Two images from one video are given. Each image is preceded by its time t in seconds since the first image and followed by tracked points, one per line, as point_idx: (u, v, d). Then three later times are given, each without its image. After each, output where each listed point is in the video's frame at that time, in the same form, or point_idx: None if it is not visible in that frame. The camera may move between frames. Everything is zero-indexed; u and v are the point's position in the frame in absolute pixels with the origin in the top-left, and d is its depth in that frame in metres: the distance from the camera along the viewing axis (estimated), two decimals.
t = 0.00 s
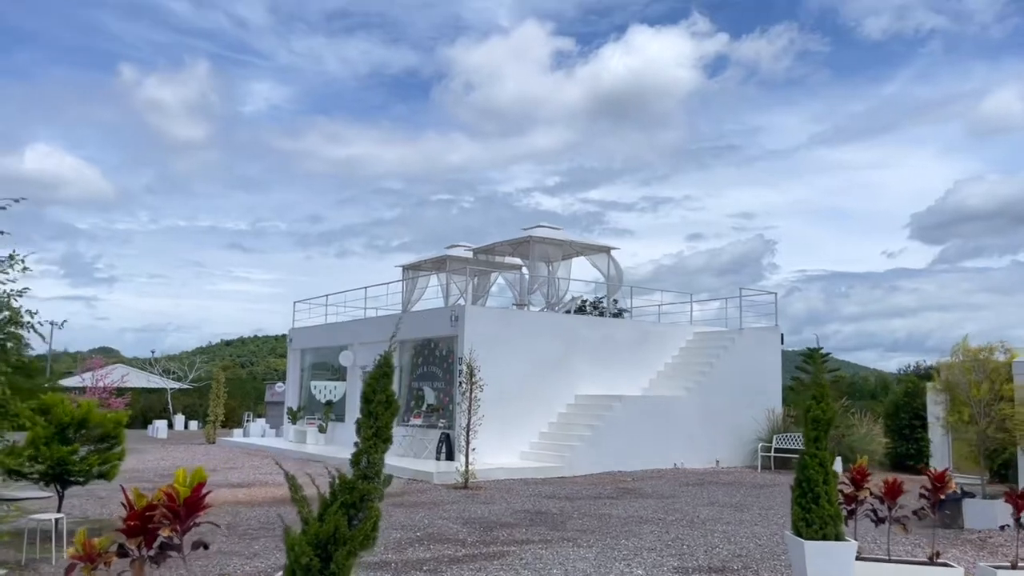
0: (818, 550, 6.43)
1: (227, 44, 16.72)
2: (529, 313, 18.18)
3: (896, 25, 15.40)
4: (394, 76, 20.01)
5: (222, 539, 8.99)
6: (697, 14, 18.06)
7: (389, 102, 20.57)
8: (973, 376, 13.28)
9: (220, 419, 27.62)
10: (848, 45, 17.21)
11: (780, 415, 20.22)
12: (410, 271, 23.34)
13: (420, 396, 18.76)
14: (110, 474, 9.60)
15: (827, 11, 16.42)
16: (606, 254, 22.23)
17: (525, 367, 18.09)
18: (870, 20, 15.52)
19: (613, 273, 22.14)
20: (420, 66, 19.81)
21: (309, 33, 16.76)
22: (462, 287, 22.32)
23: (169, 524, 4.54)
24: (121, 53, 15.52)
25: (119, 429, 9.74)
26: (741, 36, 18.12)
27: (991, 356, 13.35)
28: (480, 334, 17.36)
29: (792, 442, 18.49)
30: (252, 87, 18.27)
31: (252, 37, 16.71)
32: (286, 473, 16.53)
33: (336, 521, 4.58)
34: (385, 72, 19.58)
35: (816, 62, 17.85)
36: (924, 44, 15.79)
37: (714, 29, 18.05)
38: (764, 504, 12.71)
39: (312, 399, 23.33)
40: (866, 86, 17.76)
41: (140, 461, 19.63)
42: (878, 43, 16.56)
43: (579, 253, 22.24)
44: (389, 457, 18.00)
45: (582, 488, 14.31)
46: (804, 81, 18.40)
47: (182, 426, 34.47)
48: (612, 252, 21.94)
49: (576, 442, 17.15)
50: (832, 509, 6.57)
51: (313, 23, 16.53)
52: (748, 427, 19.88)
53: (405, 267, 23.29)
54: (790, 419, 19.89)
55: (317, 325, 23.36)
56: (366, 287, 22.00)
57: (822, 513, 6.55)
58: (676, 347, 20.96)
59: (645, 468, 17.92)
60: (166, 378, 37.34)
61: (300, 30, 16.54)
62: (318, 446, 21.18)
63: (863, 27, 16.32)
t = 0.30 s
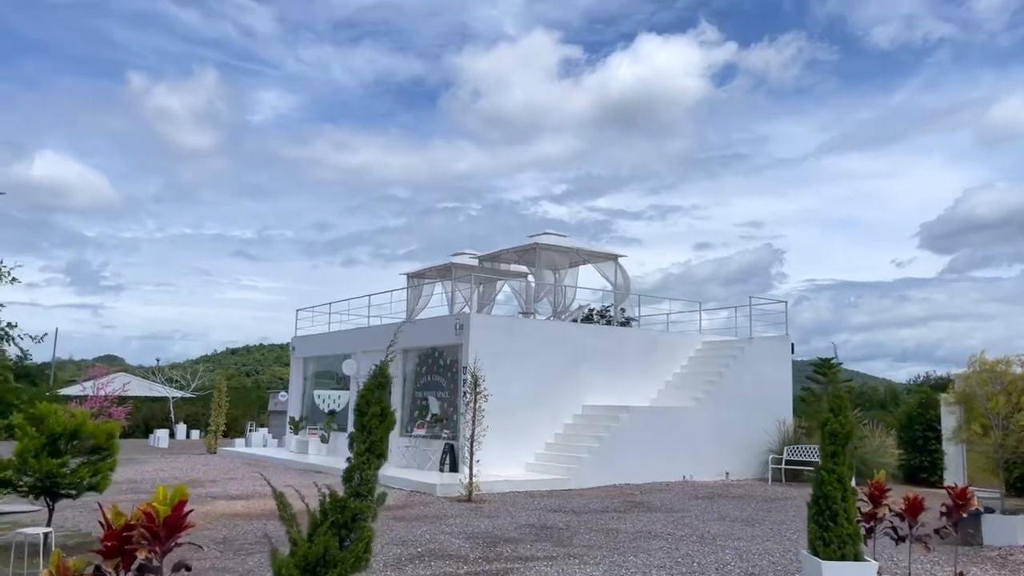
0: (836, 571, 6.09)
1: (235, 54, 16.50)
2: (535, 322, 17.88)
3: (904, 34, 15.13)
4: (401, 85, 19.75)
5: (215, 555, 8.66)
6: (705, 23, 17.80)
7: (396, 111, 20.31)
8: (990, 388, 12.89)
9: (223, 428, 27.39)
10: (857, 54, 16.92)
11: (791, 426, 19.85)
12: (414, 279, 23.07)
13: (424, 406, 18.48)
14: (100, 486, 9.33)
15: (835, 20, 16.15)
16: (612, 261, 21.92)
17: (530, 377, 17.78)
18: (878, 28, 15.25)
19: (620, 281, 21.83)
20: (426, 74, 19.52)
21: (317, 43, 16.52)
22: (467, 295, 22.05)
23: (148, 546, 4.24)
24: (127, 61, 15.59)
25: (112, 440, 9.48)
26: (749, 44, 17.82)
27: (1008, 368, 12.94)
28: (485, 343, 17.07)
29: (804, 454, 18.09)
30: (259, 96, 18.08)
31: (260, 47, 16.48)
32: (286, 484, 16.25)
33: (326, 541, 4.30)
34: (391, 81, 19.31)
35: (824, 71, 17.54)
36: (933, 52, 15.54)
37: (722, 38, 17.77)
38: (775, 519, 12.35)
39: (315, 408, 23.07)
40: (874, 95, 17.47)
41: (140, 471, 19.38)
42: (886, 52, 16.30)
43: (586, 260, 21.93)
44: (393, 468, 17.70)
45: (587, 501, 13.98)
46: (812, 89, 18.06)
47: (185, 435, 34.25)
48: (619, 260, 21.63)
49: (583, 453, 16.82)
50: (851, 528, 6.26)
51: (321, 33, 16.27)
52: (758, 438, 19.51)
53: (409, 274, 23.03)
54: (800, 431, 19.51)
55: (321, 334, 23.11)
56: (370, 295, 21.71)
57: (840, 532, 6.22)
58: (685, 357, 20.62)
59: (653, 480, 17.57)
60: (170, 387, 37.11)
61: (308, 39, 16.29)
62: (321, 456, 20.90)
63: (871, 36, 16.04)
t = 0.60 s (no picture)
0: None
1: (245, 64, 16.39)
2: (542, 331, 17.65)
3: (914, 45, 14.86)
4: (410, 97, 19.57)
5: (212, 569, 8.45)
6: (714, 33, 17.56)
7: (405, 122, 20.14)
8: (1009, 401, 12.56)
9: (227, 438, 27.23)
10: (867, 64, 16.66)
11: (801, 438, 19.53)
12: (421, 288, 22.88)
13: (428, 417, 18.25)
14: (96, 498, 9.12)
15: (845, 30, 15.91)
16: (620, 271, 21.68)
17: (537, 387, 17.53)
18: (889, 39, 14.99)
19: (627, 290, 21.58)
20: (436, 86, 19.36)
21: (327, 55, 16.38)
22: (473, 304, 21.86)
23: (125, 565, 4.23)
24: (141, 72, 15.64)
25: (108, 450, 9.27)
26: (758, 55, 17.61)
27: None
28: (491, 352, 16.85)
29: (816, 467, 17.75)
30: (268, 107, 17.97)
31: (270, 57, 16.36)
32: (289, 495, 16.04)
33: (311, 561, 4.13)
34: (400, 92, 19.13)
35: (833, 82, 17.26)
36: (941, 63, 15.34)
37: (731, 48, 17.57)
38: (787, 534, 12.04)
39: (320, 418, 22.93)
40: (882, 105, 17.25)
41: (142, 481, 19.20)
42: (897, 62, 16.05)
43: (594, 269, 21.71)
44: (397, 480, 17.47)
45: (594, 515, 13.72)
46: (821, 100, 17.79)
47: (191, 444, 34.09)
48: (627, 269, 21.39)
49: (590, 465, 16.55)
50: (868, 547, 5.99)
51: (331, 44, 16.12)
52: (768, 450, 19.20)
53: (415, 284, 22.84)
54: (811, 443, 19.18)
55: (326, 343, 22.96)
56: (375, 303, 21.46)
57: (858, 552, 5.94)
58: (693, 367, 20.35)
59: (661, 493, 17.28)
60: (177, 396, 36.95)
61: (318, 51, 16.14)
62: (325, 467, 20.71)
63: (881, 46, 15.78)
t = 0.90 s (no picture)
0: None
1: (258, 76, 16.28)
2: (550, 341, 17.42)
3: (926, 54, 14.50)
4: (420, 107, 19.40)
5: None
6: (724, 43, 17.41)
7: (415, 133, 19.98)
8: None
9: (234, 448, 27.08)
10: (878, 73, 16.38)
11: (814, 450, 19.20)
12: (429, 297, 22.71)
13: (435, 428, 18.04)
14: (94, 514, 8.91)
15: (856, 39, 15.67)
16: (630, 279, 21.45)
17: (544, 398, 17.28)
18: (900, 48, 14.72)
19: (637, 300, 21.33)
20: (445, 97, 19.18)
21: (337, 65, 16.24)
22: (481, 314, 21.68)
23: None
24: (155, 84, 15.62)
25: (106, 463, 9.04)
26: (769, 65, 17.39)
27: None
28: (498, 362, 16.63)
29: (830, 479, 17.41)
30: (280, 117, 17.86)
31: (281, 68, 16.24)
32: (294, 508, 15.85)
33: None
34: (410, 103, 18.97)
35: (845, 91, 17.09)
36: (954, 72, 15.10)
37: (742, 59, 17.37)
38: (801, 549, 11.75)
39: (326, 429, 22.77)
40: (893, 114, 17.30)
41: (147, 493, 19.05)
42: (908, 71, 15.80)
43: (603, 279, 21.48)
44: (404, 492, 17.27)
45: (604, 529, 13.45)
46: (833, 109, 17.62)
47: (199, 454, 33.95)
48: (637, 278, 21.16)
49: (599, 478, 16.28)
50: (889, 567, 5.74)
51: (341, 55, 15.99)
52: (781, 462, 18.89)
53: (423, 293, 22.67)
54: (824, 454, 18.85)
55: (332, 353, 22.81)
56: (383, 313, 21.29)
57: (880, 572, 5.68)
58: (704, 377, 20.07)
59: (671, 506, 16.99)
60: (186, 406, 36.86)
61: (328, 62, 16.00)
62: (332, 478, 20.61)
63: (892, 56, 15.48)
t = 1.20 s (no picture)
0: None
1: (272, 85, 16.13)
2: (562, 346, 17.18)
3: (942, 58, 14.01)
4: (433, 115, 19.23)
5: None
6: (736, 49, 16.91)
7: (426, 141, 19.80)
8: None
9: (244, 455, 26.95)
10: (891, 77, 15.91)
11: (831, 456, 18.86)
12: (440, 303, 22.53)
13: (446, 435, 17.80)
14: (95, 523, 8.75)
15: (871, 45, 15.41)
16: (643, 284, 21.19)
17: (556, 404, 17.03)
18: (915, 53, 14.46)
19: (651, 306, 21.05)
20: (458, 105, 19.02)
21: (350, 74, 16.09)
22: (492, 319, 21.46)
23: None
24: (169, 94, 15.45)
25: (107, 472, 8.88)
26: (782, 71, 17.10)
27: None
28: (509, 369, 16.41)
29: (847, 487, 17.06)
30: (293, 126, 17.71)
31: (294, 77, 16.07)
32: (303, 516, 15.67)
33: None
34: (423, 111, 18.80)
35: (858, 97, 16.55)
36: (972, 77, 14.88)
37: (753, 65, 16.87)
38: (820, 559, 11.46)
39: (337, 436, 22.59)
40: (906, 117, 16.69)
41: (156, 501, 18.92)
42: (923, 78, 15.45)
43: (615, 283, 21.23)
44: (414, 500, 17.05)
45: (617, 538, 13.17)
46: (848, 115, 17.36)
47: (209, 461, 33.85)
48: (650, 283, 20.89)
49: (613, 485, 16.01)
50: None
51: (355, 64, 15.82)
52: (797, 470, 18.56)
53: (433, 299, 22.47)
54: (842, 461, 18.52)
55: (342, 359, 22.64)
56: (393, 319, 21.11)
57: None
58: (718, 384, 19.77)
59: (685, 514, 16.69)
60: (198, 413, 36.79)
61: (341, 70, 15.84)
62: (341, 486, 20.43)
63: (907, 61, 15.23)
